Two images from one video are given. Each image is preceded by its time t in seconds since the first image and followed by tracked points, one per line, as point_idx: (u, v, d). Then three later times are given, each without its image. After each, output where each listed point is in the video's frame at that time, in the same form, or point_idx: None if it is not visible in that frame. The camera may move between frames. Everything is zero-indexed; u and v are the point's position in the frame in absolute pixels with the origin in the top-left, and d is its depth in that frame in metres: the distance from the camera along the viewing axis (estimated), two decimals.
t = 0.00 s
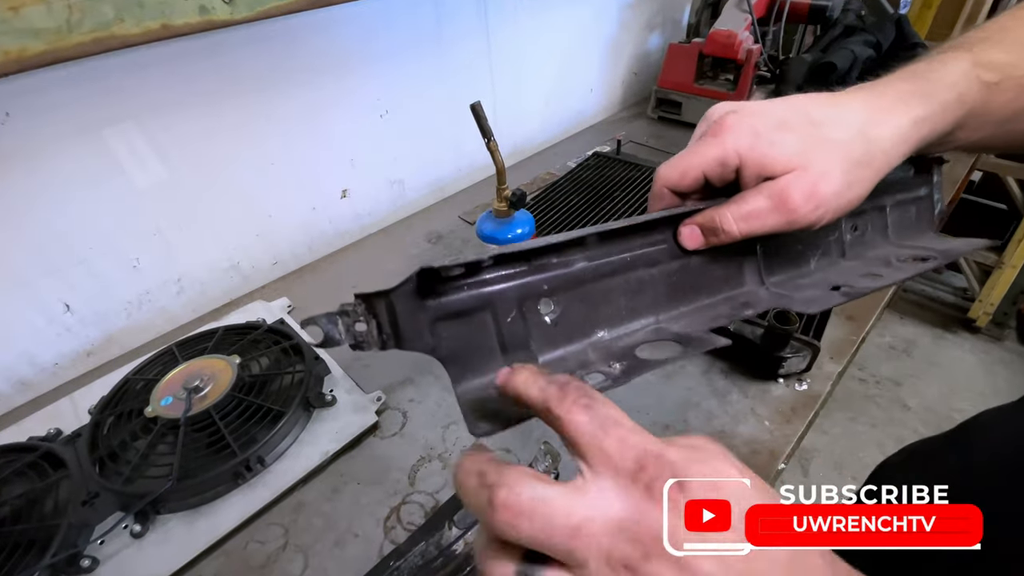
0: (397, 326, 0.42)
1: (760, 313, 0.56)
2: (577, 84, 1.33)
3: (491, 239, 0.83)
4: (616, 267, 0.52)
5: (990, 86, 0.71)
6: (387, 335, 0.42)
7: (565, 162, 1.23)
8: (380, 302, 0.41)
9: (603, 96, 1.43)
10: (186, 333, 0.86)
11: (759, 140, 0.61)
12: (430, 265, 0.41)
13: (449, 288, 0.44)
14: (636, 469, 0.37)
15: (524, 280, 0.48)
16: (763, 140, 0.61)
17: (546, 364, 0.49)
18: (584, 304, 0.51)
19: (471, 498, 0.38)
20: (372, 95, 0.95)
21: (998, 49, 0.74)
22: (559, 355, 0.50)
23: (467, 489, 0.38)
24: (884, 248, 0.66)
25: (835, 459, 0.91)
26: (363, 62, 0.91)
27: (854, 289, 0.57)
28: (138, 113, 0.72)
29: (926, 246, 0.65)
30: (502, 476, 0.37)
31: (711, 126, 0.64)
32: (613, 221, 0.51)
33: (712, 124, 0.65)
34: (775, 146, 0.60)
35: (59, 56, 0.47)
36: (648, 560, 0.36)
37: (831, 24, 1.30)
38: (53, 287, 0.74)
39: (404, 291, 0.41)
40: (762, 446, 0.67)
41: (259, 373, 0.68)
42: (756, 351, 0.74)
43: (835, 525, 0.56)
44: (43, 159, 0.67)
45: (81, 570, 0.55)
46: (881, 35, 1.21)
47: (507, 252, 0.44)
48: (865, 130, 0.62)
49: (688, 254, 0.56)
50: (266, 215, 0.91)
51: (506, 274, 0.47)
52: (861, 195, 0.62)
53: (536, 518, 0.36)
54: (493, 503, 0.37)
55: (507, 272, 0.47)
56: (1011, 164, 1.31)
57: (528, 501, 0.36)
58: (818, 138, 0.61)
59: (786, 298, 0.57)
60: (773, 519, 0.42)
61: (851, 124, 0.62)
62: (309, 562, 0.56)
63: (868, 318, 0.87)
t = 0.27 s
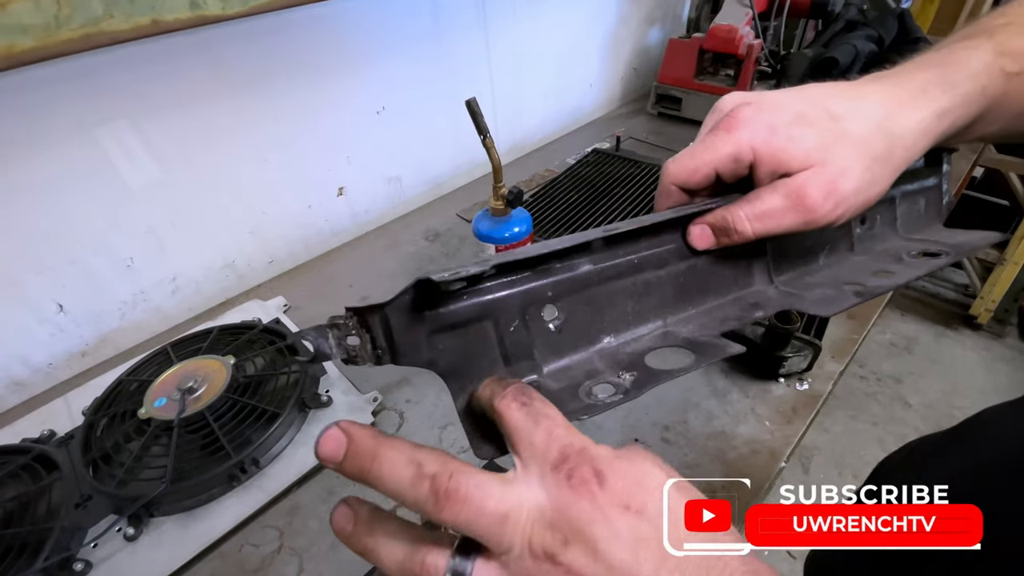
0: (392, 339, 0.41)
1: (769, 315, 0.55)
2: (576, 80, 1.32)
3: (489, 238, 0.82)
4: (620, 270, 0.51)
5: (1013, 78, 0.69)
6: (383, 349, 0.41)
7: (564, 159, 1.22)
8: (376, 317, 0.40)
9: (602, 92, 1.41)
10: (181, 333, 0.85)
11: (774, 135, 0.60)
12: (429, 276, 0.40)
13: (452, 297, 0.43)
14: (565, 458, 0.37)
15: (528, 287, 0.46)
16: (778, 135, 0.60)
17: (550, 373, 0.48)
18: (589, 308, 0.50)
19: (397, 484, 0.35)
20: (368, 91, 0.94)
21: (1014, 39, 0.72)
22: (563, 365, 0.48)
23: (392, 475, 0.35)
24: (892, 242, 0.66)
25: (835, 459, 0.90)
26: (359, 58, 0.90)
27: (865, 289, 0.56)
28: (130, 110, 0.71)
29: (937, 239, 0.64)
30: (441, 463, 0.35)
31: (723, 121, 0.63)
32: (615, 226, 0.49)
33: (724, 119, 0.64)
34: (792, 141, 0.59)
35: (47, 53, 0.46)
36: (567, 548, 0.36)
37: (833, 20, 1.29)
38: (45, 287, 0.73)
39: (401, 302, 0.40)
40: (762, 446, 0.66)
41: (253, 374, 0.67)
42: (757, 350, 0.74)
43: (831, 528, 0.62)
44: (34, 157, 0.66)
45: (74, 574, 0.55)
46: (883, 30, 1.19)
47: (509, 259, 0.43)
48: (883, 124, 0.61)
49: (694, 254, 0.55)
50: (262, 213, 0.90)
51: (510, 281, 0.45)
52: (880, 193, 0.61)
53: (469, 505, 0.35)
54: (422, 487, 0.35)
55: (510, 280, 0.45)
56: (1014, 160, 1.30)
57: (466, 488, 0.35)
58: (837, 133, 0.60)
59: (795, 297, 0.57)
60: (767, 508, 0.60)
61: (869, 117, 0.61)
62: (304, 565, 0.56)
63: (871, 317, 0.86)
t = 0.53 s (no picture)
0: (400, 333, 0.41)
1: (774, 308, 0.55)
2: (577, 78, 1.32)
3: (490, 237, 0.82)
4: (626, 263, 0.51)
5: (1018, 69, 0.69)
6: (391, 343, 0.42)
7: (565, 157, 1.22)
8: (384, 310, 0.41)
9: (603, 90, 1.41)
10: (182, 332, 0.85)
11: (779, 128, 0.60)
12: (438, 270, 0.39)
13: (460, 291, 0.43)
14: (568, 475, 0.37)
15: (535, 281, 0.46)
16: (782, 128, 0.60)
17: (556, 367, 0.48)
18: (595, 302, 0.50)
19: (396, 493, 0.36)
20: (369, 90, 0.94)
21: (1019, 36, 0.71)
22: (568, 358, 0.48)
23: (393, 483, 0.36)
24: (896, 231, 0.66)
25: (836, 458, 0.90)
26: (359, 56, 0.90)
27: (870, 282, 0.56)
28: (131, 108, 0.71)
29: (942, 231, 0.64)
30: (441, 474, 0.36)
31: (727, 114, 0.63)
32: (621, 220, 0.49)
33: (728, 112, 0.63)
34: (796, 134, 0.59)
35: (48, 52, 0.47)
36: (561, 565, 0.36)
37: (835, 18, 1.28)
38: (46, 286, 0.73)
39: (409, 295, 0.40)
40: (763, 446, 0.66)
41: (255, 373, 0.68)
42: (758, 351, 0.74)
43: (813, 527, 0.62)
44: (34, 156, 0.66)
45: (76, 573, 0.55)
46: (885, 28, 1.18)
47: (516, 253, 0.43)
48: (889, 115, 0.61)
49: (699, 247, 0.55)
50: (263, 212, 0.90)
51: (517, 274, 0.45)
52: (883, 186, 0.61)
53: (467, 516, 0.35)
54: (421, 494, 0.36)
55: (517, 273, 0.45)
56: (1017, 158, 1.29)
57: (467, 500, 0.35)
58: (842, 125, 0.60)
59: (800, 290, 0.56)
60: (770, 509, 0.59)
61: (875, 109, 0.61)
62: (305, 564, 0.56)
63: (872, 316, 0.86)
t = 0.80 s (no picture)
0: (415, 345, 0.41)
1: (780, 311, 0.55)
2: (582, 80, 1.32)
3: (496, 239, 0.82)
4: (633, 271, 0.51)
5: None
6: (406, 354, 0.41)
7: (569, 160, 1.22)
8: (398, 324, 0.40)
9: (607, 92, 1.41)
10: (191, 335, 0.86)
11: (785, 135, 0.60)
12: (449, 284, 0.40)
13: (473, 303, 0.43)
14: (615, 479, 0.38)
15: (545, 290, 0.47)
16: (789, 135, 0.60)
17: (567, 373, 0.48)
18: (603, 309, 0.50)
19: (451, 480, 0.35)
20: (375, 93, 0.94)
21: None
22: (579, 365, 0.48)
23: (450, 471, 0.35)
24: (903, 231, 0.66)
25: (843, 459, 0.90)
26: (364, 59, 0.90)
27: (876, 284, 0.56)
28: (141, 113, 0.72)
29: (949, 231, 0.64)
30: (497, 465, 0.35)
31: (733, 121, 0.63)
32: (628, 231, 0.50)
33: (734, 120, 0.64)
34: (803, 141, 0.59)
35: (59, 57, 0.47)
36: (599, 565, 0.37)
37: (840, 19, 1.28)
38: (57, 289, 0.74)
39: (422, 309, 0.40)
40: (769, 447, 0.66)
41: (263, 374, 0.68)
42: (764, 352, 0.74)
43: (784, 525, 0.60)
44: (45, 160, 0.67)
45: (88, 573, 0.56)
46: (890, 29, 1.19)
47: (526, 266, 0.43)
48: (894, 120, 0.61)
49: (706, 254, 0.56)
50: (270, 215, 0.91)
51: (527, 285, 0.46)
52: (890, 192, 0.61)
53: (517, 509, 0.35)
54: (474, 483, 0.35)
55: (527, 283, 0.46)
56: None
57: (518, 494, 0.35)
58: (848, 131, 0.60)
59: (806, 293, 0.56)
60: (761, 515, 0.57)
61: (881, 114, 0.61)
62: (314, 564, 0.56)
63: (879, 317, 0.86)
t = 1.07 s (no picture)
0: (418, 357, 0.41)
1: (778, 312, 0.55)
2: (581, 80, 1.32)
3: (497, 239, 0.82)
4: (633, 276, 0.51)
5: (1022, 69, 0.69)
6: (409, 366, 0.41)
7: (570, 159, 1.22)
8: (401, 337, 0.40)
9: (607, 90, 1.41)
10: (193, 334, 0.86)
11: (782, 140, 0.60)
12: (450, 297, 0.40)
13: (472, 317, 0.42)
14: (635, 466, 0.39)
15: (545, 298, 0.46)
16: (786, 140, 0.60)
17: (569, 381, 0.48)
18: (602, 316, 0.50)
19: (483, 458, 0.35)
20: (375, 93, 0.95)
21: None
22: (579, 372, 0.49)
23: (481, 450, 0.35)
24: (899, 225, 0.66)
25: (844, 457, 0.90)
26: (364, 59, 0.91)
27: (874, 283, 0.56)
28: (142, 114, 0.72)
29: (946, 227, 0.64)
30: (525, 445, 0.36)
31: (730, 126, 0.63)
32: (628, 239, 0.50)
33: (731, 124, 0.64)
34: (799, 145, 0.60)
35: (60, 58, 0.47)
36: (617, 546, 0.38)
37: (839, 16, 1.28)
38: (59, 289, 0.74)
39: (423, 324, 0.40)
40: (771, 445, 0.66)
41: (266, 374, 0.68)
42: (765, 350, 0.74)
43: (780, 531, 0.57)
44: (47, 160, 0.67)
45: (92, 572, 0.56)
46: (890, 26, 1.18)
47: (526, 277, 0.43)
48: (891, 122, 0.61)
49: (704, 257, 0.56)
50: (272, 215, 0.91)
51: (528, 294, 0.45)
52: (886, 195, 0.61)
53: (540, 488, 0.36)
54: (503, 461, 0.35)
55: (527, 292, 0.45)
56: None
57: (543, 473, 0.36)
58: (845, 136, 0.60)
59: (804, 293, 0.56)
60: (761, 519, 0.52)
61: (878, 117, 0.61)
62: (317, 563, 0.57)
63: (880, 314, 0.86)
